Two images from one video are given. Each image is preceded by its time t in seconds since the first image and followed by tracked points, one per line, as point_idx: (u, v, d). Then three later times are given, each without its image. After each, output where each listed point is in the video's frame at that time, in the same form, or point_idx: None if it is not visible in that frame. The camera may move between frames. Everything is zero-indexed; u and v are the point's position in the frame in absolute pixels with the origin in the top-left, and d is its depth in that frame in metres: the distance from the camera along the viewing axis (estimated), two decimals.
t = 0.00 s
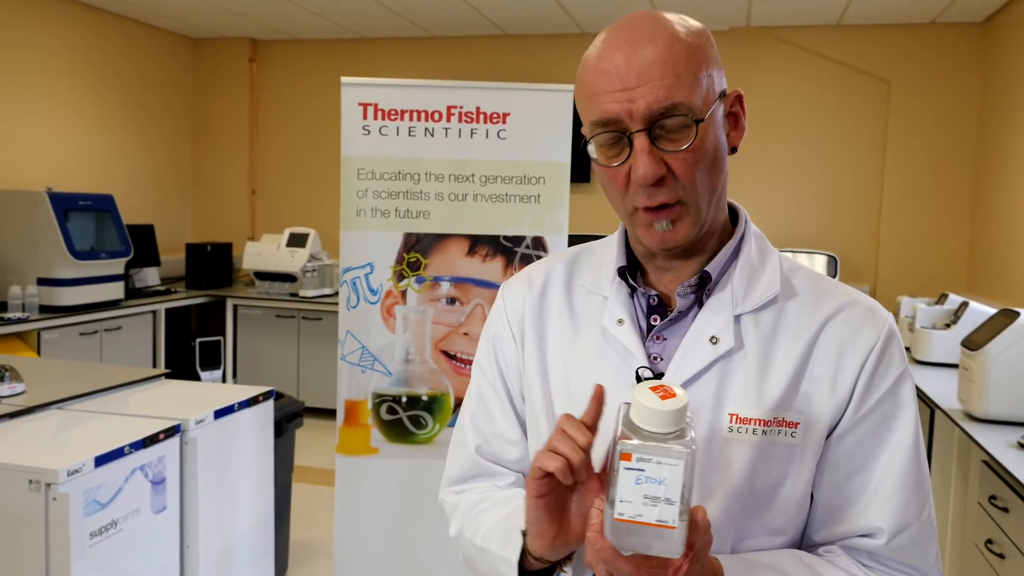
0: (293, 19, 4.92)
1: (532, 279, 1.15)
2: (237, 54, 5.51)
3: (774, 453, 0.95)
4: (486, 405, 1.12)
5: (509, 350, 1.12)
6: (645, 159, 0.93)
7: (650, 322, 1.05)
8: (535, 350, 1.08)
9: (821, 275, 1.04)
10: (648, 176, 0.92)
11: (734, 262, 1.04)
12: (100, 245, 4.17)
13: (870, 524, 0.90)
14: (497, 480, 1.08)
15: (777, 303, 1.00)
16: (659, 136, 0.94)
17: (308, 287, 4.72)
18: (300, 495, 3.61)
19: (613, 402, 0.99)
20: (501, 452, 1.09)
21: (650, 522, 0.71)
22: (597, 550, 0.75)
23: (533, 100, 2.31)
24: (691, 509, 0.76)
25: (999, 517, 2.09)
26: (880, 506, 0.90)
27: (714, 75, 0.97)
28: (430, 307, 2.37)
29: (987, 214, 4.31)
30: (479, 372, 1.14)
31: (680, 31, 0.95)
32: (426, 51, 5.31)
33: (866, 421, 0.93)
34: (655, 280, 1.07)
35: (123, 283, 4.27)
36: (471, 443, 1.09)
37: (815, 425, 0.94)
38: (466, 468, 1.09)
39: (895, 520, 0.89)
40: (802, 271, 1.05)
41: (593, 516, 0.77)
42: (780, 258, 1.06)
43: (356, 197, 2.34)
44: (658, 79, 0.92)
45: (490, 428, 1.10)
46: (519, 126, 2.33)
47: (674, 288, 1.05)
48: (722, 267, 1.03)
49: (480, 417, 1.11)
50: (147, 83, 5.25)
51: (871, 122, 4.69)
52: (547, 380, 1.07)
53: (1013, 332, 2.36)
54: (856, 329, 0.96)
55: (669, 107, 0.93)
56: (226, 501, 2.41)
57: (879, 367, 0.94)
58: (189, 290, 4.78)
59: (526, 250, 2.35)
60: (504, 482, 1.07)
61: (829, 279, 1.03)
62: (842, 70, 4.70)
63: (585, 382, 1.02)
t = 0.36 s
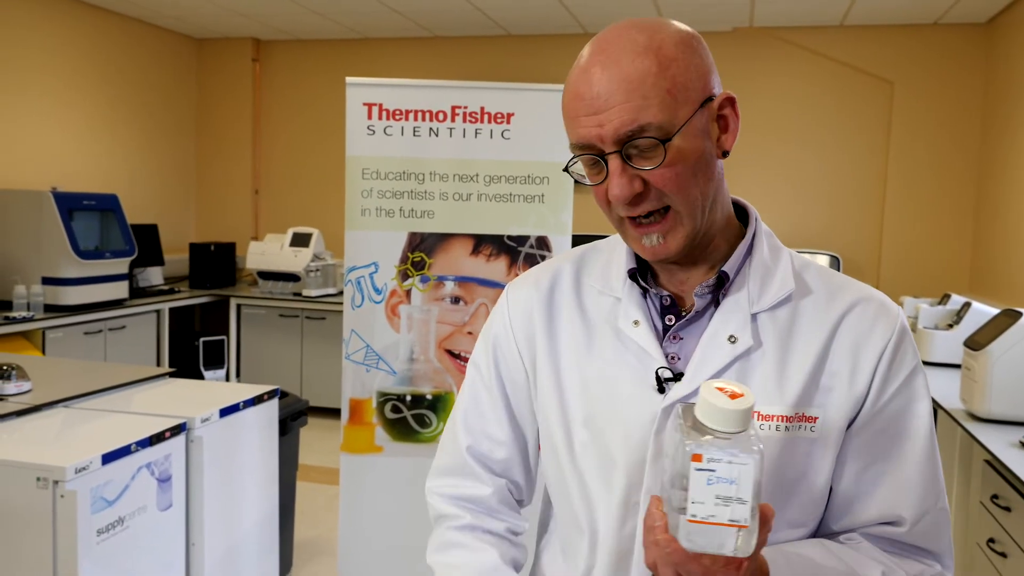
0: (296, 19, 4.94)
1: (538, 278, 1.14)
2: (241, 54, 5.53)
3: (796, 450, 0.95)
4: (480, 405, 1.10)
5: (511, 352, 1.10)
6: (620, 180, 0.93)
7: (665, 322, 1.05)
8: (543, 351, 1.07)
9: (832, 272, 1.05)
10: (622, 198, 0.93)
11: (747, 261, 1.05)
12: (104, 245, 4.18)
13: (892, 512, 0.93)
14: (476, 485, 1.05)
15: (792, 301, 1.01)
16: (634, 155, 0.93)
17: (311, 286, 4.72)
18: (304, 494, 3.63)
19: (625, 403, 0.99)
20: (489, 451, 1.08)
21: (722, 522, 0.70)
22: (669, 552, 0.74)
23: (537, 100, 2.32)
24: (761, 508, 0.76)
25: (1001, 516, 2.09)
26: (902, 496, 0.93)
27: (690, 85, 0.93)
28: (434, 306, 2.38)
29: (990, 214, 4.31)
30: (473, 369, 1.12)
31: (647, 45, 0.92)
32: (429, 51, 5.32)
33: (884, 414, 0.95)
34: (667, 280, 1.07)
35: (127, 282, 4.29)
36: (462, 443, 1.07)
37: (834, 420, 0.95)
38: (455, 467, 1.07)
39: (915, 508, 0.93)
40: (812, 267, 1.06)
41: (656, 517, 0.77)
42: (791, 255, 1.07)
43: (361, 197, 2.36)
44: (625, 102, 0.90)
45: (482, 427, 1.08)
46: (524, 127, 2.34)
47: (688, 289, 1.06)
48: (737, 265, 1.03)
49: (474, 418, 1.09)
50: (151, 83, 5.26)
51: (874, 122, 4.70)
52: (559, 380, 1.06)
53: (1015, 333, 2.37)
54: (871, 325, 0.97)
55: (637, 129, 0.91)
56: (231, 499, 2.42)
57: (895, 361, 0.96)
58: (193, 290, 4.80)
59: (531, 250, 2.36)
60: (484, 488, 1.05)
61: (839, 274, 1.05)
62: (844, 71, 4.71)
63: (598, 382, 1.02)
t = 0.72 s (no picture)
0: (298, 18, 4.95)
1: (548, 278, 1.13)
2: (244, 54, 5.54)
3: (807, 443, 0.96)
4: (500, 411, 1.08)
5: (527, 354, 1.10)
6: (623, 173, 0.93)
7: (676, 319, 1.05)
8: (557, 350, 1.07)
9: (836, 265, 1.06)
10: (626, 191, 0.93)
11: (754, 256, 1.05)
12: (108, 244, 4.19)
13: (900, 501, 0.94)
14: (506, 496, 1.04)
15: (800, 295, 1.02)
16: (637, 148, 0.94)
17: (314, 284, 4.74)
18: (308, 491, 3.64)
19: (640, 400, 1.00)
20: (514, 459, 1.07)
21: (751, 517, 0.71)
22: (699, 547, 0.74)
23: (540, 99, 2.33)
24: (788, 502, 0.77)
25: (1003, 512, 2.10)
26: (911, 485, 0.94)
27: (691, 79, 0.94)
28: (438, 304, 2.38)
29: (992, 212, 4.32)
30: (489, 374, 1.10)
31: (649, 40, 0.93)
32: (431, 50, 5.33)
33: (892, 404, 0.96)
34: (677, 278, 1.08)
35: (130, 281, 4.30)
36: (488, 451, 1.06)
37: (843, 412, 0.96)
38: (481, 475, 1.05)
39: (923, 494, 0.94)
40: (817, 260, 1.07)
41: (684, 513, 0.77)
42: (795, 250, 1.08)
43: (364, 196, 2.36)
44: (627, 96, 0.91)
45: (505, 434, 1.07)
46: (527, 125, 2.34)
47: (698, 286, 1.07)
48: (745, 261, 1.04)
49: (496, 424, 1.07)
50: (154, 82, 5.27)
51: (875, 121, 4.70)
52: (571, 376, 1.07)
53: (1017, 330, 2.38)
54: (876, 318, 0.98)
55: (640, 121, 0.92)
56: (235, 496, 2.43)
57: (901, 352, 0.97)
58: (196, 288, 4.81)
59: (534, 248, 2.37)
60: (511, 499, 1.04)
61: (843, 268, 1.06)
62: (846, 69, 4.71)
63: (611, 379, 1.03)
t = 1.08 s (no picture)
0: (299, 18, 4.95)
1: (557, 276, 1.14)
2: (245, 54, 5.55)
3: (814, 442, 0.96)
4: (499, 404, 1.09)
5: (534, 351, 1.10)
6: (640, 157, 0.94)
7: (685, 318, 1.06)
8: (565, 348, 1.08)
9: (847, 267, 1.06)
10: (644, 175, 0.93)
11: (764, 256, 1.06)
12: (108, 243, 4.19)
13: (906, 502, 0.95)
14: (494, 490, 1.05)
15: (810, 296, 1.03)
16: (652, 134, 0.95)
17: (314, 284, 4.74)
18: (309, 491, 3.65)
19: (647, 399, 1.01)
20: (508, 454, 1.07)
21: (754, 514, 0.71)
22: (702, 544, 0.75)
23: (541, 99, 2.33)
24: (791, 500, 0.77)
25: (1003, 511, 2.11)
26: (917, 487, 0.95)
27: (702, 67, 0.96)
28: (439, 304, 2.39)
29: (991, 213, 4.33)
30: (493, 369, 1.11)
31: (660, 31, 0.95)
32: (432, 50, 5.33)
33: (899, 406, 0.96)
34: (686, 276, 1.08)
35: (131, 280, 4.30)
36: (482, 443, 1.07)
37: (851, 412, 0.97)
38: (473, 468, 1.06)
39: (929, 497, 0.95)
40: (827, 262, 1.08)
41: (689, 509, 0.78)
42: (806, 251, 1.08)
43: (366, 195, 2.37)
44: (641, 81, 0.93)
45: (501, 429, 1.08)
46: (529, 125, 2.35)
47: (707, 285, 1.07)
48: (755, 261, 1.05)
49: (493, 416, 1.08)
50: (155, 82, 5.28)
51: (875, 121, 4.71)
52: (579, 375, 1.07)
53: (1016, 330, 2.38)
54: (886, 319, 0.99)
55: (654, 104, 0.93)
56: (237, 495, 2.44)
57: (909, 354, 0.97)
58: (196, 288, 4.81)
59: (535, 248, 2.38)
60: (497, 493, 1.04)
61: (854, 270, 1.06)
62: (846, 70, 4.72)
63: (619, 378, 1.04)
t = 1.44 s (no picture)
0: (300, 19, 4.96)
1: (561, 275, 1.15)
2: (246, 54, 5.56)
3: (815, 441, 0.97)
4: (503, 404, 1.10)
5: (537, 349, 1.11)
6: (637, 136, 0.95)
7: (687, 317, 1.07)
8: (568, 346, 1.09)
9: (850, 266, 1.07)
10: (640, 152, 0.95)
11: (767, 255, 1.07)
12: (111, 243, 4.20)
13: (909, 503, 0.95)
14: (500, 490, 1.06)
15: (811, 295, 1.03)
16: (649, 116, 0.97)
17: (316, 284, 4.76)
18: (311, 490, 3.66)
19: (649, 398, 1.02)
20: (514, 454, 1.08)
21: (750, 514, 0.72)
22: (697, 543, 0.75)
23: (543, 100, 2.34)
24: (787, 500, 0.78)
25: (1004, 511, 2.11)
26: (919, 488, 0.95)
27: (698, 56, 0.98)
28: (440, 304, 2.39)
29: (993, 213, 4.33)
30: (498, 369, 1.12)
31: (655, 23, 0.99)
32: (433, 51, 5.34)
33: (901, 406, 0.97)
34: (689, 274, 1.09)
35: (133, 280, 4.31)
36: (487, 443, 1.08)
37: (852, 412, 0.97)
38: (478, 468, 1.07)
39: (932, 498, 0.95)
40: (830, 262, 1.08)
41: (684, 508, 0.78)
42: (809, 250, 1.09)
43: (368, 196, 2.37)
44: (636, 64, 0.96)
45: (506, 428, 1.09)
46: (530, 126, 2.35)
47: (709, 283, 1.07)
48: (757, 260, 1.06)
49: (498, 417, 1.09)
50: (157, 82, 5.29)
51: (876, 122, 4.72)
52: (582, 374, 1.08)
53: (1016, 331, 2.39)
54: (888, 319, 0.99)
55: (649, 84, 0.96)
56: (239, 495, 2.44)
57: (912, 354, 0.98)
58: (198, 288, 4.82)
59: (537, 248, 2.38)
60: (503, 493, 1.05)
61: (857, 270, 1.06)
62: (846, 71, 4.73)
63: (622, 377, 1.04)
